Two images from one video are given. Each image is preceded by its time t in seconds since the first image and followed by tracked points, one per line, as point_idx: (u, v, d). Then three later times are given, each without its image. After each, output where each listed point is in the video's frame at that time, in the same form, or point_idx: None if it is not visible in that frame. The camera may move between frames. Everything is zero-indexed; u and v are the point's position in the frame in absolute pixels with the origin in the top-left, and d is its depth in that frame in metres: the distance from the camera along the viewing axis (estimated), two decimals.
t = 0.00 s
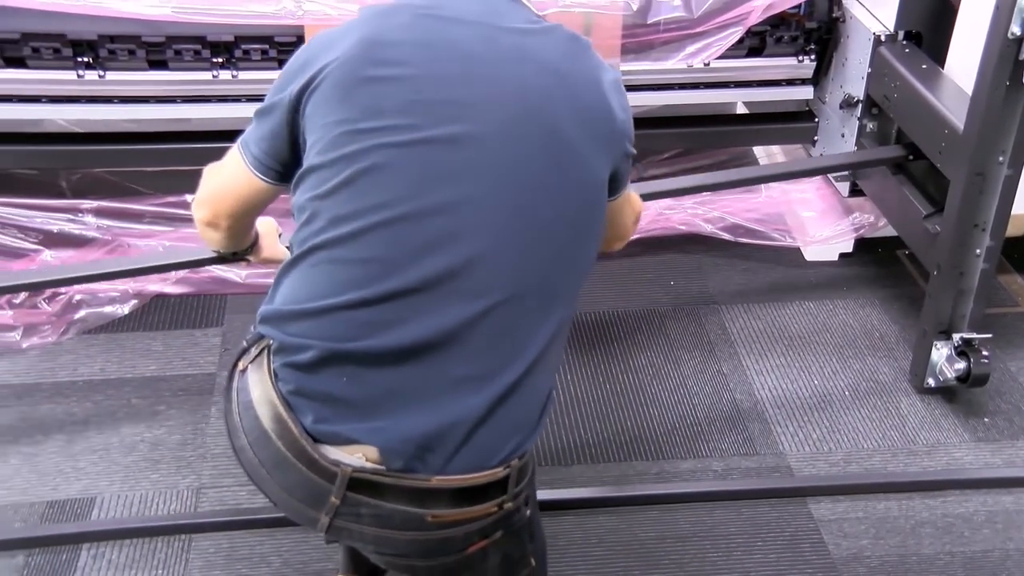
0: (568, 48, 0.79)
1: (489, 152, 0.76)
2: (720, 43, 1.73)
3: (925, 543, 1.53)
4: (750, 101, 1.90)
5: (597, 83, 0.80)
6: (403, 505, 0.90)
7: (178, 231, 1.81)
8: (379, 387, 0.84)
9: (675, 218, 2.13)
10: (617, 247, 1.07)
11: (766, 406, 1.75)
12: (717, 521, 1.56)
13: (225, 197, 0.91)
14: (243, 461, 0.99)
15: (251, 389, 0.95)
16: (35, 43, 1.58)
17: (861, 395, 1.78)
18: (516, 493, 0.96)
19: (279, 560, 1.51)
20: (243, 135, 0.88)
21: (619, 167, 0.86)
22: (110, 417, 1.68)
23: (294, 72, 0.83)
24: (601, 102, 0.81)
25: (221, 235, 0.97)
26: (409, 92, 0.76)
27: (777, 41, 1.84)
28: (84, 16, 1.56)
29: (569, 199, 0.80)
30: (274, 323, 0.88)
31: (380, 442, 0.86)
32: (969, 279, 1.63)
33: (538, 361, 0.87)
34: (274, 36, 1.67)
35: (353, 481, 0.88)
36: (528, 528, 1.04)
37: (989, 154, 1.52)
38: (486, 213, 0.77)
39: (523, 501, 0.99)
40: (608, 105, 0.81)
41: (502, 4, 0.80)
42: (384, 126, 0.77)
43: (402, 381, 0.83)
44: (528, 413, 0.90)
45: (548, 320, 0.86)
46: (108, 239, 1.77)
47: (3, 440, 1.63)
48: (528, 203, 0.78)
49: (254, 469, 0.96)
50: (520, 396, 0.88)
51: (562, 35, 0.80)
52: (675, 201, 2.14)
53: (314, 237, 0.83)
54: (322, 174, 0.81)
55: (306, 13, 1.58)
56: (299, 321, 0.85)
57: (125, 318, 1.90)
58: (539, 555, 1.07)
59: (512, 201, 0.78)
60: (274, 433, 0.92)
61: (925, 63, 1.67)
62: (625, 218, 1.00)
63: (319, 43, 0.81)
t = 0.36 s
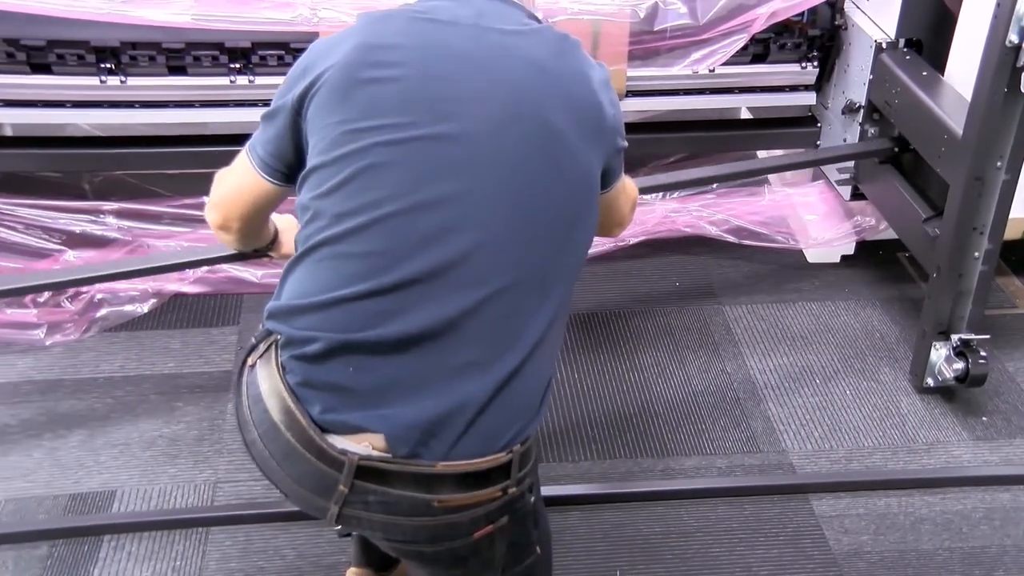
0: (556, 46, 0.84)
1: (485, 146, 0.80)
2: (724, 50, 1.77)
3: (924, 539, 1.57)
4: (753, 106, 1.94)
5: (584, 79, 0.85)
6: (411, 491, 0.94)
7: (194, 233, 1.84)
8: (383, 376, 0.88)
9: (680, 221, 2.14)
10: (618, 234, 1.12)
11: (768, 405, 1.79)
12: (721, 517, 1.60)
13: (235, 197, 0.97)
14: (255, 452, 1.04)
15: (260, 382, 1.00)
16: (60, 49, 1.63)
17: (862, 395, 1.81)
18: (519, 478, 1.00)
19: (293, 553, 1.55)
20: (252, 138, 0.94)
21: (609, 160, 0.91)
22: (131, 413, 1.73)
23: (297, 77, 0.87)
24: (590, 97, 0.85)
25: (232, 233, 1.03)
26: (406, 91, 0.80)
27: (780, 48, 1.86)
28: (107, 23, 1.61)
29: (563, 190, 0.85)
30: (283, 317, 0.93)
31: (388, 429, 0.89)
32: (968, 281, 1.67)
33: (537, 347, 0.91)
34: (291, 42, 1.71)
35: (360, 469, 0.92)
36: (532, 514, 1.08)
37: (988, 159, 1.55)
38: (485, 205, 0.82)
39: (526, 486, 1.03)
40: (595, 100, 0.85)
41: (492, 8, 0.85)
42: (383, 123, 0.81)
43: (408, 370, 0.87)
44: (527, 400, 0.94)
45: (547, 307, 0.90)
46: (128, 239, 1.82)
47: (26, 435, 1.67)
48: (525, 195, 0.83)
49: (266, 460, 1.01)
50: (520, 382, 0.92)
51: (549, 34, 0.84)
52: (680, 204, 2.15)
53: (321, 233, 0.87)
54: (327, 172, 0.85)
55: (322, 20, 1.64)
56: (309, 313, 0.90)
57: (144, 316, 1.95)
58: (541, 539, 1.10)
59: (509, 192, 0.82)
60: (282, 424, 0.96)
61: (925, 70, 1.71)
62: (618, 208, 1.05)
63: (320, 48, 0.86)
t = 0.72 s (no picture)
0: (553, 48, 0.88)
1: (489, 142, 0.84)
2: (727, 57, 1.82)
3: (922, 535, 1.61)
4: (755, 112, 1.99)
5: (580, 79, 0.89)
6: (419, 477, 0.98)
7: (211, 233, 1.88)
8: (393, 364, 0.92)
9: (685, 223, 2.18)
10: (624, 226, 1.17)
11: (770, 403, 1.83)
12: (724, 514, 1.64)
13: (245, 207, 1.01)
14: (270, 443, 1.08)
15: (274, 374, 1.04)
16: (82, 56, 1.67)
17: (861, 394, 1.86)
18: (525, 465, 1.03)
19: (306, 547, 1.60)
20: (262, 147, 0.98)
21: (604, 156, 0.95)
22: (149, 409, 1.78)
23: (305, 80, 0.91)
24: (586, 96, 0.89)
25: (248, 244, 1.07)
26: (412, 90, 0.84)
27: (783, 55, 1.91)
28: (126, 31, 1.66)
29: (562, 184, 0.89)
30: (297, 311, 0.96)
31: (400, 416, 0.93)
32: (965, 283, 1.71)
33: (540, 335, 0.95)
34: (306, 49, 1.76)
35: (370, 456, 0.96)
36: (537, 503, 1.11)
37: (985, 165, 1.59)
38: (490, 198, 0.85)
39: (532, 473, 1.06)
40: (591, 98, 0.90)
41: (492, 13, 0.89)
42: (391, 121, 0.84)
43: (417, 358, 0.91)
44: (530, 386, 0.97)
45: (549, 296, 0.94)
46: (146, 240, 1.86)
47: (48, 430, 1.72)
48: (527, 188, 0.87)
49: (280, 449, 1.05)
50: (523, 371, 0.96)
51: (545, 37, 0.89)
52: (684, 207, 2.19)
53: (330, 227, 0.91)
54: (336, 169, 0.88)
55: (335, 26, 1.67)
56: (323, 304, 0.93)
57: (162, 315, 2.00)
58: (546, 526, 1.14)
59: (512, 185, 0.86)
60: (295, 413, 1.00)
61: (925, 76, 1.75)
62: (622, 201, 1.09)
63: (327, 53, 0.90)
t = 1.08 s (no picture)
0: (554, 56, 0.94)
1: (494, 151, 0.91)
2: (731, 66, 1.87)
3: (915, 528, 1.67)
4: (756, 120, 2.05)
5: (579, 83, 0.95)
6: (445, 480, 1.04)
7: (233, 235, 1.96)
8: (414, 370, 0.99)
9: (687, 227, 2.24)
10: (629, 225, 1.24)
11: (770, 401, 1.90)
12: (724, 507, 1.70)
13: (264, 210, 1.08)
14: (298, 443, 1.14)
15: (300, 381, 1.09)
16: (112, 66, 1.74)
17: (858, 392, 1.92)
18: (542, 463, 1.12)
19: (322, 536, 1.65)
20: (278, 155, 1.05)
21: (607, 155, 1.01)
22: (172, 404, 1.85)
23: (318, 94, 0.98)
24: (584, 100, 0.95)
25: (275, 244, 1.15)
26: (421, 105, 0.90)
27: (783, 65, 1.97)
28: (153, 41, 1.73)
29: (566, 187, 0.95)
30: (321, 322, 1.03)
31: (422, 422, 1.00)
32: (959, 285, 1.77)
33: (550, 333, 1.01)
34: (323, 58, 1.83)
35: (398, 460, 1.03)
36: (554, 489, 1.19)
37: (977, 172, 1.66)
38: (499, 208, 0.92)
39: (549, 469, 1.14)
40: (590, 101, 0.96)
41: (495, 24, 0.95)
42: (401, 136, 0.91)
43: (435, 361, 0.98)
44: (542, 383, 1.04)
45: (558, 295, 1.00)
46: (169, 242, 1.93)
47: (77, 423, 1.80)
48: (535, 195, 0.93)
49: (310, 452, 1.11)
50: (538, 373, 1.03)
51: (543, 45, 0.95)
52: (687, 211, 2.24)
53: (350, 241, 0.97)
54: (353, 184, 0.95)
55: (353, 36, 1.73)
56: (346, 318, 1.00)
57: (184, 314, 2.07)
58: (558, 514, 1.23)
59: (518, 191, 0.92)
60: (324, 421, 1.06)
61: (919, 87, 1.81)
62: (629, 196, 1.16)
63: (339, 69, 0.96)
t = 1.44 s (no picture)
0: (558, 61, 0.99)
1: (498, 158, 0.95)
2: (731, 76, 1.94)
3: (907, 521, 1.74)
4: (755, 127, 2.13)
5: (581, 88, 0.99)
6: (455, 478, 1.10)
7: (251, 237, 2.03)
8: (423, 372, 1.04)
9: (689, 231, 2.34)
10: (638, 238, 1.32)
11: (767, 399, 1.98)
12: (723, 500, 1.77)
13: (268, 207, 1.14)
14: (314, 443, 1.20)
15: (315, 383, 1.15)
16: (138, 75, 1.82)
17: (852, 390, 1.99)
18: (548, 460, 1.17)
19: (337, 527, 1.72)
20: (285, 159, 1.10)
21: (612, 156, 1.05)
22: (193, 399, 1.93)
23: (327, 101, 1.02)
24: (586, 105, 0.99)
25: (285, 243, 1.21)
26: (429, 116, 0.95)
27: (781, 75, 2.04)
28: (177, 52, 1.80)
29: (569, 189, 0.99)
30: (334, 327, 1.09)
31: (433, 424, 1.06)
32: (950, 287, 1.85)
33: (555, 333, 1.06)
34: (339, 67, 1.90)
35: (409, 460, 1.08)
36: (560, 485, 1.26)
37: (967, 179, 1.73)
38: (506, 216, 0.96)
39: (554, 466, 1.20)
40: (593, 104, 1.00)
41: (502, 30, 1.00)
42: (409, 144, 0.96)
43: (442, 364, 1.03)
44: (547, 382, 1.09)
45: (562, 297, 1.05)
46: (190, 243, 2.01)
47: (103, 417, 1.87)
48: (541, 201, 0.98)
49: (325, 451, 1.16)
50: (544, 372, 1.08)
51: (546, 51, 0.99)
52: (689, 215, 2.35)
53: (360, 248, 1.03)
54: (362, 190, 1.00)
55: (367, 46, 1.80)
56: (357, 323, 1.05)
57: (204, 313, 2.15)
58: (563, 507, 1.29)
59: (521, 197, 0.96)
60: (339, 421, 1.12)
61: (912, 96, 1.89)
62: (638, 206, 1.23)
63: (348, 77, 1.00)
